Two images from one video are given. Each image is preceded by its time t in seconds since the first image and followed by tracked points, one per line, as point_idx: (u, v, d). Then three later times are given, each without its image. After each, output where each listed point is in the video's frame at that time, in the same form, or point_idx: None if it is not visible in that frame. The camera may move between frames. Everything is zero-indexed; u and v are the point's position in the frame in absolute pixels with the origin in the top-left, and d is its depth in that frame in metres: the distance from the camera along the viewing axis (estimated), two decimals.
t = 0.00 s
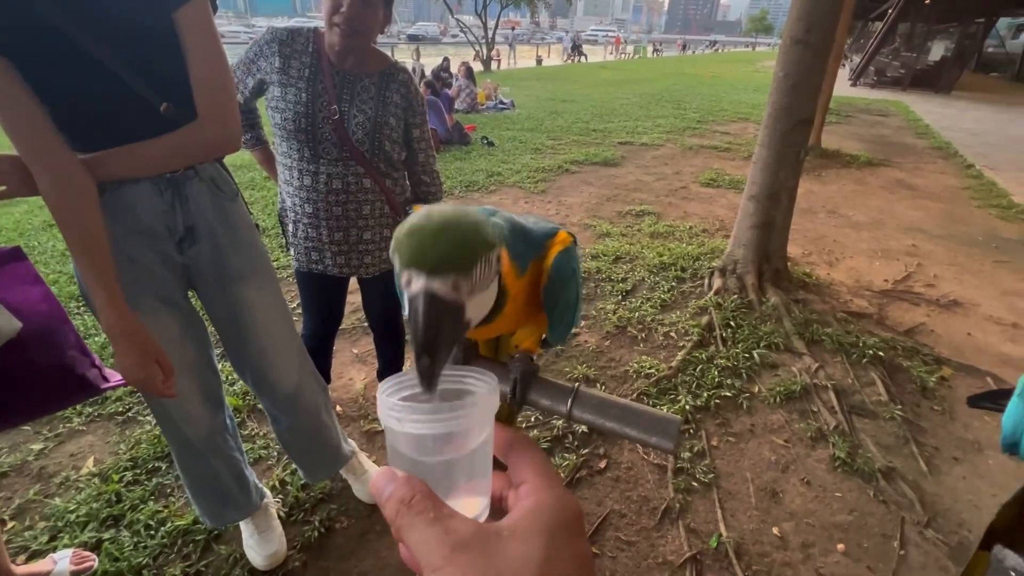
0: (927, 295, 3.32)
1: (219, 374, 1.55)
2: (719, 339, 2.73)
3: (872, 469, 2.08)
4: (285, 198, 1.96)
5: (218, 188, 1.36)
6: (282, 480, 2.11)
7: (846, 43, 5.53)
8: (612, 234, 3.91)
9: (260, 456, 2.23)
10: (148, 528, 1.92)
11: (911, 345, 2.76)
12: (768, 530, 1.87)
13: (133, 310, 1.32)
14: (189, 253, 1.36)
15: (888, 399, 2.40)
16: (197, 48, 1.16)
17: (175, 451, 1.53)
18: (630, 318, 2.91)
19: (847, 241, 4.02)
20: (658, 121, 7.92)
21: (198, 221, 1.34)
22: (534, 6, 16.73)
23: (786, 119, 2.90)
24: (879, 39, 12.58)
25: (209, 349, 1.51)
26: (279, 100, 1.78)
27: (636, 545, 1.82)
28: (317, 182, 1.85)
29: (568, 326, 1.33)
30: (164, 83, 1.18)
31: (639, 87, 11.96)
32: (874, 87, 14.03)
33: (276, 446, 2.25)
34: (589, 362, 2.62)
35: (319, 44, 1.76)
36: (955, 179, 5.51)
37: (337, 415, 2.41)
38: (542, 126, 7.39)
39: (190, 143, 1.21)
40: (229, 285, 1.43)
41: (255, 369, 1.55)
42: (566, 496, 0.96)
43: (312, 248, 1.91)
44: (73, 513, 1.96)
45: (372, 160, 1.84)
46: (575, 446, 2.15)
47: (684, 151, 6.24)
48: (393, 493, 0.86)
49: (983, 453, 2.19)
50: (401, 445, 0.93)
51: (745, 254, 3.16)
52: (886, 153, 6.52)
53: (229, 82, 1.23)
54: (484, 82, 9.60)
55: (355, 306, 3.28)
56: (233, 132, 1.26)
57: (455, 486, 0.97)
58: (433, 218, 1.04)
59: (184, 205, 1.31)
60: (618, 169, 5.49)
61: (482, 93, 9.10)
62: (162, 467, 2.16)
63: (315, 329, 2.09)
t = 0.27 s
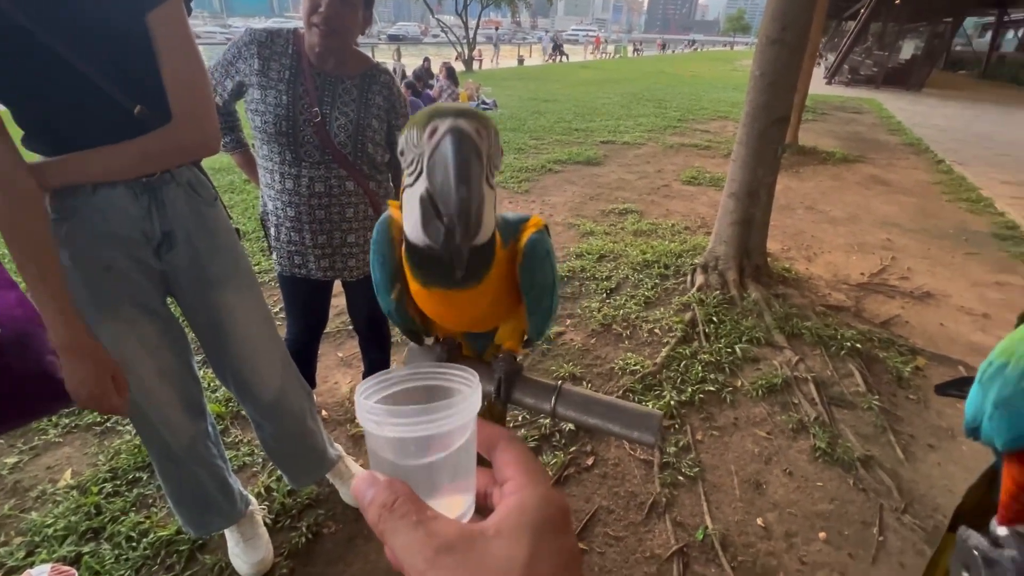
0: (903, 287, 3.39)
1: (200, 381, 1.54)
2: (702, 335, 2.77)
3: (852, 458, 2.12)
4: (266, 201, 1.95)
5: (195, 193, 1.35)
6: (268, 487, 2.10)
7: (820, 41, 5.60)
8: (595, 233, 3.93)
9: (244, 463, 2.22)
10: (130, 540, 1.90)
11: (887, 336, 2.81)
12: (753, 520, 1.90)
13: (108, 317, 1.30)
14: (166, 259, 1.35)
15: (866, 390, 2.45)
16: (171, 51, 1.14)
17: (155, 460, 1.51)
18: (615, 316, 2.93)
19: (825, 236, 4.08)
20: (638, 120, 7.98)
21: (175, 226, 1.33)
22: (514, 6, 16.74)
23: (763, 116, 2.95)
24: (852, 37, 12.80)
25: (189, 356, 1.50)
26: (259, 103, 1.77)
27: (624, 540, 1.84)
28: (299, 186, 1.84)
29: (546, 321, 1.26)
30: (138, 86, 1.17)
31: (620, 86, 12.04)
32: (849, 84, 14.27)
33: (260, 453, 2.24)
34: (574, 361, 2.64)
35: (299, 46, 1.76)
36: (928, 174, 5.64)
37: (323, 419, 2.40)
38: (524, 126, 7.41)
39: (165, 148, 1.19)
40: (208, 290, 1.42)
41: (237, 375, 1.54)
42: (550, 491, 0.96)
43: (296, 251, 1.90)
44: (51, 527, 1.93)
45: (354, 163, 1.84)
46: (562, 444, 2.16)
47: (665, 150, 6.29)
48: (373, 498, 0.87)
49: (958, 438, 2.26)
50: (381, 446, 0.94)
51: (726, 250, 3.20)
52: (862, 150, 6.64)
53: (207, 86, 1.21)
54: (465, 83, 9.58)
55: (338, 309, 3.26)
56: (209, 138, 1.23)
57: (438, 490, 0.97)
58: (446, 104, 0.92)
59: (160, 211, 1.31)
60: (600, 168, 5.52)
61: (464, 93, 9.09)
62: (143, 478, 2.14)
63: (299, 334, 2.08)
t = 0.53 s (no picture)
0: (860, 276, 3.52)
1: (163, 389, 1.52)
2: (671, 328, 2.82)
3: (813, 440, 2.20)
4: (227, 206, 1.93)
5: (151, 197, 1.33)
6: (239, 496, 2.07)
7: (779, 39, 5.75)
8: (566, 231, 3.97)
9: (213, 473, 2.18)
10: (93, 558, 1.86)
11: (845, 323, 2.91)
12: (721, 504, 1.95)
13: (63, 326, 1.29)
14: (122, 267, 1.34)
15: (827, 375, 2.54)
16: (128, 53, 1.13)
17: (118, 472, 1.48)
18: (586, 312, 2.96)
19: (787, 229, 4.20)
20: (606, 118, 8.07)
21: (131, 231, 1.31)
22: (481, 6, 16.72)
23: (724, 115, 3.02)
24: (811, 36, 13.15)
25: (150, 364, 1.48)
26: (216, 105, 1.74)
27: (598, 530, 1.87)
28: (260, 189, 1.83)
29: (501, 307, 1.33)
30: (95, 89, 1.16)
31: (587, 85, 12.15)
32: (809, 82, 14.66)
33: (229, 462, 2.20)
34: (547, 357, 2.66)
35: (255, 47, 1.73)
36: (883, 167, 5.85)
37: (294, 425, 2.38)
38: (493, 126, 7.42)
39: (127, 152, 1.18)
40: (168, 296, 1.39)
41: (203, 381, 1.52)
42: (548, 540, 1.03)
43: (260, 256, 1.88)
44: (9, 548, 1.87)
45: (318, 165, 1.83)
46: (537, 439, 2.19)
47: (632, 148, 6.38)
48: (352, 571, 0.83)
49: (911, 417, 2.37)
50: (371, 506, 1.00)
51: (692, 245, 3.25)
52: (821, 145, 6.84)
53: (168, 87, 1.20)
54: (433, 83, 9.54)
55: (307, 313, 3.23)
56: (180, 136, 1.23)
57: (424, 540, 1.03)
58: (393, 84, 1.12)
59: (114, 216, 1.29)
60: (570, 167, 5.57)
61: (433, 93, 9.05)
62: (105, 493, 2.09)
63: (266, 339, 2.05)
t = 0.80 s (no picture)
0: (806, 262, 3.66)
1: (104, 399, 1.50)
2: (627, 317, 2.88)
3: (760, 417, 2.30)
4: (161, 212, 1.89)
5: (79, 205, 1.31)
6: (194, 506, 2.02)
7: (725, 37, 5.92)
8: (525, 228, 4.00)
9: (167, 485, 2.13)
10: None
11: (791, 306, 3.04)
12: (675, 482, 2.02)
13: None
14: (52, 274, 1.31)
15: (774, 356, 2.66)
16: (38, 64, 1.10)
17: (60, 486, 1.46)
18: (545, 306, 3.00)
19: (737, 219, 4.35)
20: (564, 117, 8.17)
21: (59, 239, 1.29)
22: (437, 7, 16.66)
23: (668, 111, 3.11)
24: (759, 35, 13.56)
25: (89, 375, 1.46)
26: (139, 109, 1.72)
27: (557, 514, 1.91)
28: (188, 191, 1.81)
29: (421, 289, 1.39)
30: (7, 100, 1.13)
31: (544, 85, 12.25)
32: (759, 78, 15.10)
33: (183, 473, 2.16)
34: (507, 352, 2.70)
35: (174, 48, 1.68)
36: (827, 159, 6.10)
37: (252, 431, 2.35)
38: (452, 126, 7.43)
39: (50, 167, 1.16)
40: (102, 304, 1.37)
41: (145, 391, 1.48)
42: None
43: (197, 259, 1.85)
44: None
45: (248, 164, 1.77)
46: (498, 431, 2.22)
47: (590, 145, 6.48)
48: None
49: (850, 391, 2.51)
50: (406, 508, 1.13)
51: (646, 238, 3.30)
52: (770, 139, 7.07)
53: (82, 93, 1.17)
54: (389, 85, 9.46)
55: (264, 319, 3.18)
56: (93, 139, 1.19)
57: None
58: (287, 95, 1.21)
59: (41, 225, 1.27)
60: (529, 165, 5.62)
61: (391, 95, 8.99)
62: (49, 513, 2.02)
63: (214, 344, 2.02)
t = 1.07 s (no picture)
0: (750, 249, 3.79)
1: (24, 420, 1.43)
2: (579, 310, 2.93)
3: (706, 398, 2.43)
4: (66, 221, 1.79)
5: None
6: (136, 524, 1.97)
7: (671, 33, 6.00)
8: (481, 226, 4.02)
9: (106, 505, 2.06)
10: None
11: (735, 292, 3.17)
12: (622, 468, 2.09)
13: None
14: None
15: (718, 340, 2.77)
16: None
17: None
18: (500, 302, 3.03)
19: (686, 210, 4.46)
20: (518, 115, 8.21)
21: None
22: (390, 5, 16.48)
23: (609, 108, 3.16)
24: (707, 32, 13.86)
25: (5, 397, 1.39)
26: (33, 116, 1.64)
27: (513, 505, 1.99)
28: (87, 199, 1.74)
29: (310, 279, 1.39)
30: None
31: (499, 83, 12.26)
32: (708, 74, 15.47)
33: (124, 491, 2.09)
34: (462, 349, 2.71)
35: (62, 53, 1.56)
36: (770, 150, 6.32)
37: (198, 444, 2.31)
38: (407, 126, 7.37)
39: None
40: (17, 320, 1.32)
41: (71, 404, 1.46)
42: None
43: (105, 270, 1.80)
44: None
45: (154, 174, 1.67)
46: (451, 427, 2.29)
47: (545, 142, 6.54)
48: None
49: (787, 369, 2.64)
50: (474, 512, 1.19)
51: (595, 231, 3.36)
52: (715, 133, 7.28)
53: None
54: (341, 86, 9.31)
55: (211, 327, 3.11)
56: None
57: None
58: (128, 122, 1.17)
59: None
60: (484, 164, 5.63)
61: (342, 96, 8.86)
62: None
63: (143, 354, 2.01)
